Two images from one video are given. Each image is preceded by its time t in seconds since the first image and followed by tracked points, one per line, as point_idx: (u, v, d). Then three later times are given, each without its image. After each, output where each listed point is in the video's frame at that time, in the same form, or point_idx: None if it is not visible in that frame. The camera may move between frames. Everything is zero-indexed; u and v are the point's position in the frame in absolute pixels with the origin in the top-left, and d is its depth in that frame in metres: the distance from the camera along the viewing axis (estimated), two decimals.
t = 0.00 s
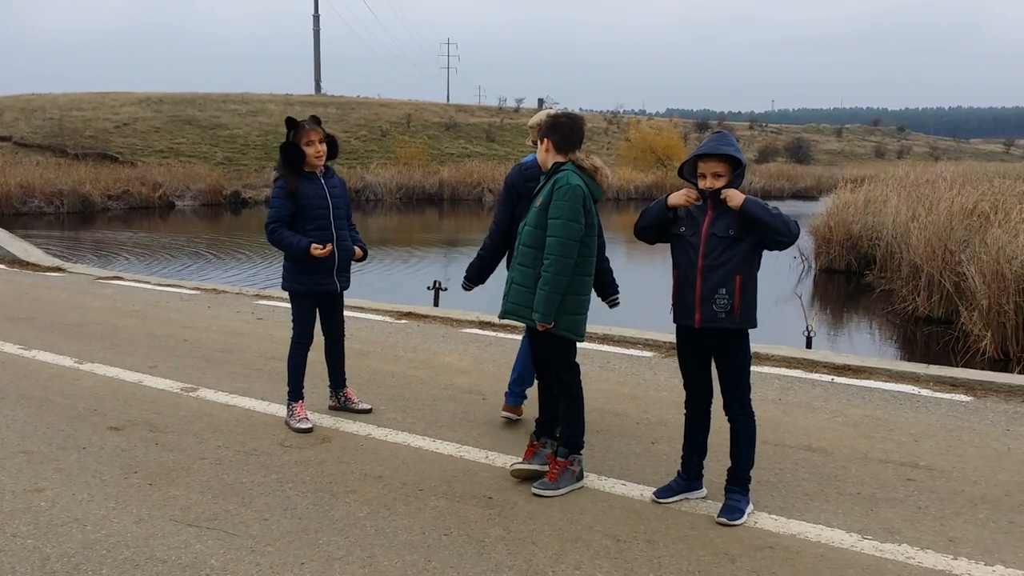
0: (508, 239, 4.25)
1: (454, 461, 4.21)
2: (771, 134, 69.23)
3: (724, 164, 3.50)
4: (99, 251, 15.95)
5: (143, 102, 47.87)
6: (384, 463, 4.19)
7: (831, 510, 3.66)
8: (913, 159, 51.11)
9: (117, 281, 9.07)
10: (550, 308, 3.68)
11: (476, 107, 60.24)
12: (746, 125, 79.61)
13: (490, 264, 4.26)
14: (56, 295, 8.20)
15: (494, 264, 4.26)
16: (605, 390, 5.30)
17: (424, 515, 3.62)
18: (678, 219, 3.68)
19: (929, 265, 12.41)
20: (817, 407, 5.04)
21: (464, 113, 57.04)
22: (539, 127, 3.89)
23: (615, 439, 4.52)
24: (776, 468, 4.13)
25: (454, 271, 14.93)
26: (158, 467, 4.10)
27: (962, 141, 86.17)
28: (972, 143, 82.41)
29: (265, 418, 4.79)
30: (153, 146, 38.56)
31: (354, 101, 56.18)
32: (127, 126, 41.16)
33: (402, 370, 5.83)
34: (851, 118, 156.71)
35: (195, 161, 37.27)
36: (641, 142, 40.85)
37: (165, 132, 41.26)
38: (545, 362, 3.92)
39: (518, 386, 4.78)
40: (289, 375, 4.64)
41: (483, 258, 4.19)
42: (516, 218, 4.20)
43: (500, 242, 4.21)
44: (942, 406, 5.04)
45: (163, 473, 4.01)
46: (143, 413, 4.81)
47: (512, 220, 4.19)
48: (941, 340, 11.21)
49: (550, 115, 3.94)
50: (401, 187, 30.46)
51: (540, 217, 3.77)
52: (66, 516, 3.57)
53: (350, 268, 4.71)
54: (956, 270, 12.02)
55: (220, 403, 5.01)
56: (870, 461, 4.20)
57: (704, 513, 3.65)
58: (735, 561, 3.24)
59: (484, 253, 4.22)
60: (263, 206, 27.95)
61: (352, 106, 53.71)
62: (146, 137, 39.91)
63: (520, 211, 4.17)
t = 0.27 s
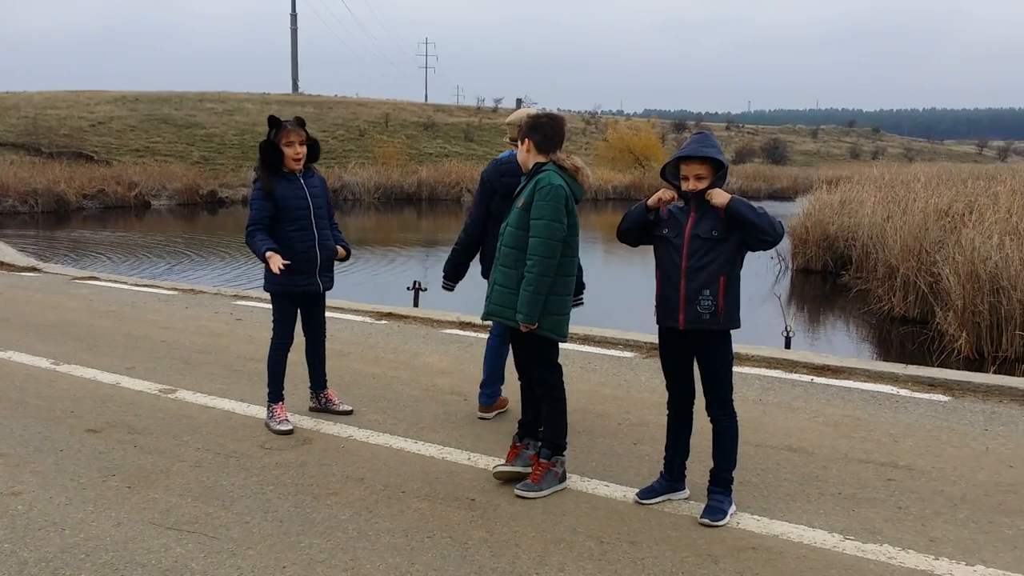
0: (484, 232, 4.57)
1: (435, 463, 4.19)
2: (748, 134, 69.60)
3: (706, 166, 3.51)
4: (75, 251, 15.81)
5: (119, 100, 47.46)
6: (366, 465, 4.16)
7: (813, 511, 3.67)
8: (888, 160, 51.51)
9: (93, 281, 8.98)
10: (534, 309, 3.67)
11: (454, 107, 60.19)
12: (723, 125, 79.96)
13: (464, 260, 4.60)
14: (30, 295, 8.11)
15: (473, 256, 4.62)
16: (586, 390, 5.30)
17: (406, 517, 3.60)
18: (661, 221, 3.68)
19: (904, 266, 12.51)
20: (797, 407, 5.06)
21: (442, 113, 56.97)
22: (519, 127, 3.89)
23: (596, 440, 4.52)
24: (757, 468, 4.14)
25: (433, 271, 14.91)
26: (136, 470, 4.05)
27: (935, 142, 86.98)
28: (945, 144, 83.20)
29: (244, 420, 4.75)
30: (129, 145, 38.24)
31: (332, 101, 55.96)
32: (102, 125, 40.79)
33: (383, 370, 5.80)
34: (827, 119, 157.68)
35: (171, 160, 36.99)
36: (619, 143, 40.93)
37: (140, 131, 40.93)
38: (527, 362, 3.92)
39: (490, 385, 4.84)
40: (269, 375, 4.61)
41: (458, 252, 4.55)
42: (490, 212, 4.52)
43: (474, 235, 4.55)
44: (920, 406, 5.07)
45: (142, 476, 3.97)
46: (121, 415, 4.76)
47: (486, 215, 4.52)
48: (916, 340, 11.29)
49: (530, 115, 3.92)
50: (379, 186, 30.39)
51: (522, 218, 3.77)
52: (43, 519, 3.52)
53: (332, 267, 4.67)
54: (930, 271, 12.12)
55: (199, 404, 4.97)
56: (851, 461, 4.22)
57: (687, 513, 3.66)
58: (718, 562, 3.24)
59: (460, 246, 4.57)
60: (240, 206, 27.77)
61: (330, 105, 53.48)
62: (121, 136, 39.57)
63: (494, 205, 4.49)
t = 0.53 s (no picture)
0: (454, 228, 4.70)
1: (421, 465, 4.18)
2: (730, 136, 69.91)
3: (694, 168, 3.51)
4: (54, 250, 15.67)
5: (98, 99, 47.11)
6: (351, 466, 4.14)
7: (799, 511, 3.68)
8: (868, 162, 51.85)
9: (73, 281, 8.91)
10: (522, 309, 3.66)
11: (437, 108, 60.15)
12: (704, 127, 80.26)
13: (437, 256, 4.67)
14: (10, 295, 8.04)
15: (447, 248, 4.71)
16: (572, 392, 5.30)
17: (393, 519, 3.59)
18: (648, 222, 3.69)
19: (885, 268, 12.59)
20: (782, 408, 5.08)
21: (425, 113, 56.92)
22: (503, 128, 3.88)
23: (582, 441, 4.53)
24: (742, 469, 4.15)
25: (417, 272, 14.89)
26: (119, 471, 4.01)
27: (915, 144, 87.61)
28: (924, 147, 83.82)
29: (229, 421, 4.73)
30: (109, 144, 37.99)
31: (314, 100, 55.80)
32: (82, 123, 40.49)
33: (367, 371, 5.78)
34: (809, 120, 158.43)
35: (152, 159, 36.74)
36: (602, 143, 41.01)
37: (120, 130, 40.66)
38: (513, 365, 3.91)
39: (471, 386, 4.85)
40: (255, 377, 4.58)
41: (431, 247, 4.65)
42: (462, 210, 4.63)
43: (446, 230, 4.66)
44: (903, 407, 5.10)
45: (125, 478, 3.93)
46: (103, 417, 4.72)
47: (458, 213, 4.64)
48: (897, 341, 11.36)
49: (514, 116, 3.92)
50: (361, 186, 30.35)
51: (509, 219, 3.76)
52: (25, 522, 3.49)
53: (319, 268, 4.66)
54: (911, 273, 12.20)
55: (183, 406, 4.93)
56: (835, 462, 4.24)
57: (674, 515, 3.66)
58: (706, 563, 3.24)
59: (432, 243, 4.67)
60: (221, 206, 27.63)
61: (312, 105, 53.33)
62: (101, 135, 39.30)
63: (467, 203, 4.61)
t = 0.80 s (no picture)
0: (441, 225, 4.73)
1: (409, 470, 4.16)
2: (714, 141, 70.17)
3: (684, 173, 3.51)
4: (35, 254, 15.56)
5: (80, 102, 46.82)
6: (339, 472, 4.12)
7: (787, 516, 3.68)
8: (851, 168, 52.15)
9: (56, 285, 8.85)
10: (511, 314, 3.64)
11: (422, 112, 60.12)
12: (689, 132, 80.52)
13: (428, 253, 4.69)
14: None
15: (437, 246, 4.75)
16: (560, 397, 5.30)
17: (382, 525, 3.57)
18: (638, 227, 3.69)
19: (868, 273, 12.66)
20: (769, 412, 5.10)
21: (410, 117, 56.90)
22: (491, 132, 3.87)
23: (571, 446, 4.52)
24: (731, 473, 4.16)
25: (403, 277, 14.87)
26: (104, 478, 3.97)
27: (897, 150, 88.25)
28: (906, 152, 84.43)
29: (216, 427, 4.69)
30: (91, 148, 37.77)
31: (298, 104, 55.66)
32: (63, 127, 40.23)
33: (354, 377, 5.76)
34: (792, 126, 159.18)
35: (134, 163, 36.56)
36: (587, 148, 41.07)
37: (103, 133, 40.44)
38: (502, 369, 3.89)
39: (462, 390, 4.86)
40: (243, 382, 4.55)
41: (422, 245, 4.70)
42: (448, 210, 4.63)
43: (433, 227, 4.69)
44: (891, 412, 5.11)
45: (110, 485, 3.89)
46: (88, 423, 4.68)
47: (443, 211, 4.64)
48: (880, 346, 11.42)
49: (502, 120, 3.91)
50: (346, 191, 30.29)
51: (498, 223, 3.75)
52: (8, 530, 3.45)
53: (308, 271, 4.65)
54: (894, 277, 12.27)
55: (168, 412, 4.90)
56: (823, 467, 4.25)
57: (663, 520, 3.66)
58: (696, 568, 3.24)
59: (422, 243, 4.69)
60: (204, 210, 27.50)
61: (296, 109, 53.21)
62: (83, 138, 39.07)
63: (452, 202, 4.61)
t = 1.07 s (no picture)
0: (449, 234, 4.79)
1: (406, 476, 4.13)
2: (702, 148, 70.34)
3: (683, 178, 3.50)
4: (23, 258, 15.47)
5: (68, 105, 46.63)
6: (334, 478, 4.09)
7: (786, 523, 3.67)
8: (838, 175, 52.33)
9: (46, 289, 8.79)
10: (508, 319, 3.62)
11: (411, 117, 60.13)
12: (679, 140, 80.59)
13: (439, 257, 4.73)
14: None
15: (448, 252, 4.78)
16: (555, 402, 5.29)
17: (379, 532, 3.54)
18: (638, 232, 3.68)
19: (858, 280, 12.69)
20: (765, 418, 5.09)
21: (399, 122, 56.87)
22: (489, 137, 3.85)
23: (568, 451, 4.51)
24: (729, 480, 4.15)
25: (393, 282, 14.83)
26: (98, 483, 3.93)
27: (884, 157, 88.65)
28: (894, 159, 84.81)
29: (209, 432, 4.66)
30: (78, 151, 37.61)
31: (287, 109, 55.56)
32: (51, 130, 40.05)
33: (348, 382, 5.73)
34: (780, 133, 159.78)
35: (122, 166, 36.43)
36: (576, 154, 41.12)
37: (90, 137, 40.27)
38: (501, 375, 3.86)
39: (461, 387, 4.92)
40: (237, 387, 4.51)
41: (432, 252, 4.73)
42: (455, 215, 4.73)
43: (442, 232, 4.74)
44: (887, 419, 5.10)
45: (104, 490, 3.85)
46: (80, 427, 4.63)
47: (452, 217, 4.73)
48: (869, 352, 11.43)
49: (500, 125, 3.89)
50: (335, 196, 30.22)
51: (496, 227, 3.73)
52: (2, 536, 3.41)
53: (304, 275, 4.62)
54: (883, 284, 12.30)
55: (161, 416, 4.86)
56: (821, 473, 4.24)
57: (661, 527, 3.64)
58: None
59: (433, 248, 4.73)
60: (193, 214, 27.41)
61: (286, 113, 53.12)
62: (70, 141, 38.90)
63: (461, 208, 4.71)
